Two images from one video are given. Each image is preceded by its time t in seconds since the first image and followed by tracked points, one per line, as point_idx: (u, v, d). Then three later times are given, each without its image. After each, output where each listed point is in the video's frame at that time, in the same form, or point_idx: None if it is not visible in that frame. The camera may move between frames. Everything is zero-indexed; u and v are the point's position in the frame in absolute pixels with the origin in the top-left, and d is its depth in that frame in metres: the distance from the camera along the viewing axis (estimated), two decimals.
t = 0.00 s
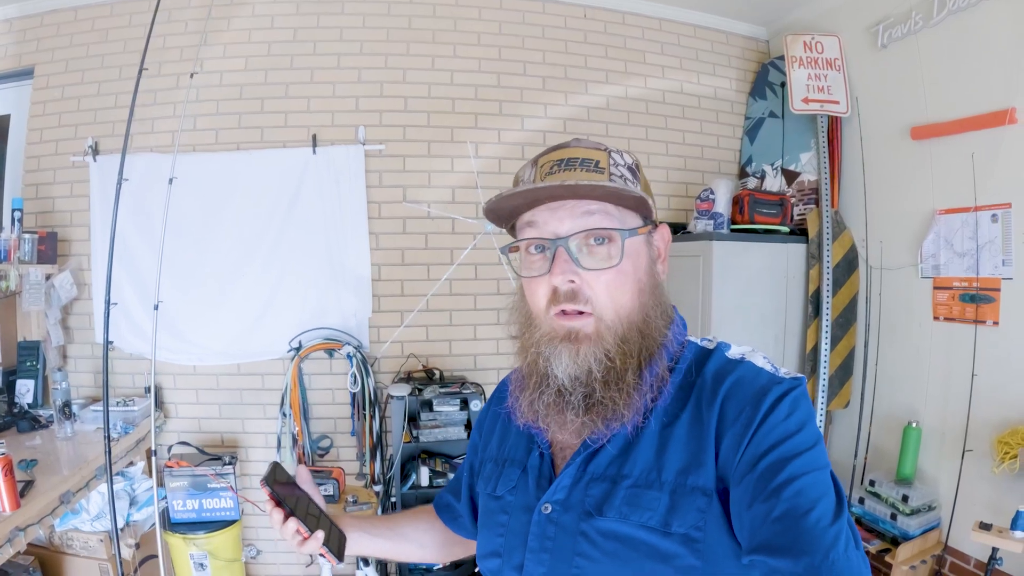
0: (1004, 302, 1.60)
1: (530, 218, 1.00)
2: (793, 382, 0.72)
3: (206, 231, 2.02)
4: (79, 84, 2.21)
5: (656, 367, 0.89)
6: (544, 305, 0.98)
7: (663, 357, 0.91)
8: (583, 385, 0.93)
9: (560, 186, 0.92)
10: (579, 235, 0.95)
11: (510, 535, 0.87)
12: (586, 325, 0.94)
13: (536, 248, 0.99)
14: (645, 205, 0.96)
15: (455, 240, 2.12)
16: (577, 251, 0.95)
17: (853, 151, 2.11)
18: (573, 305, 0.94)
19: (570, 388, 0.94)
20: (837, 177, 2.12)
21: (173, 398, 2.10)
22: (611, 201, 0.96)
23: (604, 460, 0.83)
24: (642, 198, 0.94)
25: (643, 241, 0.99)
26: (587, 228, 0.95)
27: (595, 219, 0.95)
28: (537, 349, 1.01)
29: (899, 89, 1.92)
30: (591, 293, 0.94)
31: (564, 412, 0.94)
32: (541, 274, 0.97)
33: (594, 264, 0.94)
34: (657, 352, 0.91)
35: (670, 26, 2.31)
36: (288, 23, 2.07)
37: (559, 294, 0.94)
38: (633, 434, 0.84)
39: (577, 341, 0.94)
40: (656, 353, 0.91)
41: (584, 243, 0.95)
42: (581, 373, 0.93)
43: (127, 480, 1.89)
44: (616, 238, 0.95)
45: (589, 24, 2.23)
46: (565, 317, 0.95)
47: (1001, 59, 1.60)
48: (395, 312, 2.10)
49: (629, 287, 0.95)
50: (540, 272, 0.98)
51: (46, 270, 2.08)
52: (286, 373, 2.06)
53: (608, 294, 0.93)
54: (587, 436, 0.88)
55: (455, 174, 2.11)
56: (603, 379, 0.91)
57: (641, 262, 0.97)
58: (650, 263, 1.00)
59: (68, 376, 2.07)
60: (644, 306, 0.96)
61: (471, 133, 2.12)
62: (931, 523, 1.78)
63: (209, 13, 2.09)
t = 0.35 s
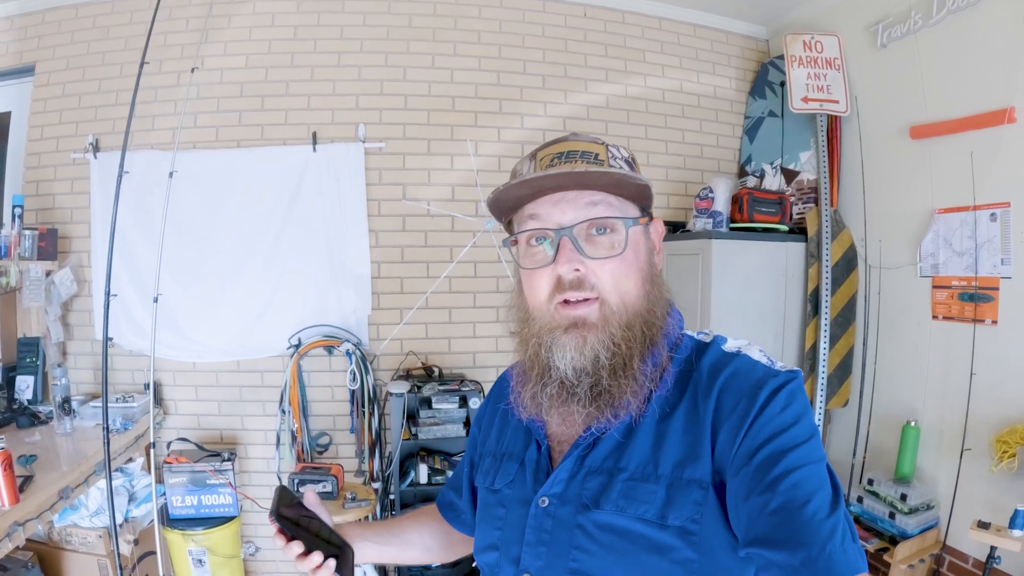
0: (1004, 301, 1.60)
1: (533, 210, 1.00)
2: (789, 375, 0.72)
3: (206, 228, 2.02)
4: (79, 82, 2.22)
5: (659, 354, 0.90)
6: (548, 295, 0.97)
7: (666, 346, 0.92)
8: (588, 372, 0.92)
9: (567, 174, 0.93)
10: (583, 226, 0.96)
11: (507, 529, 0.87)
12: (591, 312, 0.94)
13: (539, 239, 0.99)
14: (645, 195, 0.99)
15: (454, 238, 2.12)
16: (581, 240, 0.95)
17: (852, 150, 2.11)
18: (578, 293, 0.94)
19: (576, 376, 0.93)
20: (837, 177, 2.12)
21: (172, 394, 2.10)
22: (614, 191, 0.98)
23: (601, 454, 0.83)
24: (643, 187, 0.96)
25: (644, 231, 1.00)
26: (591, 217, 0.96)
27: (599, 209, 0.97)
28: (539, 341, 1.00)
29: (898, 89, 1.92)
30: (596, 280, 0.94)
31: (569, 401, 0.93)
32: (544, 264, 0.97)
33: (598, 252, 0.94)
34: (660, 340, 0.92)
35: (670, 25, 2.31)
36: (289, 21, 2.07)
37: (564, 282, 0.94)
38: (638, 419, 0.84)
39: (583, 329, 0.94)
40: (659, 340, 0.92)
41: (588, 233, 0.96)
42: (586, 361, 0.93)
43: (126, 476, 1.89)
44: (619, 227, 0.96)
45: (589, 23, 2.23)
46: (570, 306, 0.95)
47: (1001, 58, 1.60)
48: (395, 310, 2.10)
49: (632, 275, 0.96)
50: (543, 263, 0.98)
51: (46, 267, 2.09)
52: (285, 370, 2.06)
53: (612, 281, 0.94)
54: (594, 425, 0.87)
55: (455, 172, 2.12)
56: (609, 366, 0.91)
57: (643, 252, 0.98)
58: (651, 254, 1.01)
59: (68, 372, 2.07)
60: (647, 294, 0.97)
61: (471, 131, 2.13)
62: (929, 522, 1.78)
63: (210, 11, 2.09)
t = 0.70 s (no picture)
0: (1004, 304, 1.60)
1: (526, 218, 0.99)
2: (782, 379, 0.72)
3: (204, 227, 2.02)
4: (79, 80, 2.21)
5: (652, 361, 0.89)
6: (540, 302, 0.96)
7: (658, 351, 0.91)
8: (580, 380, 0.92)
9: (560, 184, 0.93)
10: (576, 234, 0.95)
11: (501, 531, 0.86)
12: (584, 319, 0.93)
13: (531, 247, 0.98)
14: (638, 204, 0.98)
15: (454, 238, 2.12)
16: (574, 248, 0.94)
17: (853, 152, 2.11)
18: (570, 301, 0.93)
19: (568, 384, 0.93)
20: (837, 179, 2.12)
21: (170, 394, 2.09)
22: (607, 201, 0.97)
23: (594, 457, 0.82)
24: (636, 197, 0.96)
25: (637, 238, 0.99)
26: (583, 226, 0.95)
27: (592, 218, 0.95)
28: (533, 347, 0.99)
29: (899, 91, 1.92)
30: (589, 288, 0.93)
31: (561, 409, 0.93)
32: (537, 272, 0.96)
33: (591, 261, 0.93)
34: (653, 346, 0.91)
35: (670, 26, 2.31)
36: (289, 20, 2.07)
37: (556, 291, 0.93)
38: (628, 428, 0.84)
39: (576, 337, 0.93)
40: (651, 347, 0.91)
41: (580, 241, 0.95)
42: (578, 368, 0.92)
43: (124, 475, 1.88)
44: (612, 235, 0.95)
45: (590, 23, 2.23)
46: (562, 313, 0.94)
47: (1002, 60, 1.59)
48: (394, 310, 2.10)
49: (624, 283, 0.95)
50: (535, 270, 0.97)
51: (44, 265, 2.08)
52: (283, 370, 2.06)
53: (604, 289, 0.93)
54: (585, 432, 0.87)
55: (454, 172, 2.11)
56: (601, 374, 0.90)
57: (636, 259, 0.97)
58: (644, 261, 1.00)
59: (65, 371, 2.06)
60: (639, 302, 0.96)
61: (470, 131, 2.12)
62: (927, 525, 1.77)
63: (210, 10, 2.08)
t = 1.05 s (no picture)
0: (1005, 309, 1.59)
1: (525, 225, 0.98)
2: (778, 383, 0.72)
3: (204, 227, 2.01)
4: (78, 79, 2.20)
5: (650, 367, 0.89)
6: (540, 310, 0.95)
7: (657, 356, 0.91)
8: (580, 389, 0.91)
9: (560, 190, 0.92)
10: (574, 241, 0.94)
11: (499, 539, 0.86)
12: (584, 328, 0.92)
13: (529, 255, 0.97)
14: (637, 209, 0.99)
15: (454, 240, 2.11)
16: (573, 255, 0.94)
17: (854, 155, 2.11)
18: (571, 309, 0.92)
19: (568, 393, 0.92)
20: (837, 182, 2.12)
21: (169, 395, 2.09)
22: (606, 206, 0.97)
23: (592, 464, 0.82)
24: (635, 202, 0.97)
25: (635, 244, 0.99)
26: (582, 232, 0.95)
27: (592, 224, 0.95)
28: (532, 356, 0.98)
29: (901, 95, 1.91)
30: (589, 296, 0.92)
31: (561, 417, 0.92)
32: (536, 280, 0.95)
33: (591, 268, 0.93)
34: (651, 353, 0.92)
35: (672, 28, 2.30)
36: (290, 21, 2.06)
37: (557, 298, 0.93)
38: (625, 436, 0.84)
39: (576, 345, 0.92)
40: (649, 353, 0.91)
41: (580, 248, 0.94)
42: (579, 377, 0.91)
43: (122, 477, 1.87)
44: (611, 242, 0.94)
45: (592, 25, 2.22)
46: (562, 321, 0.93)
47: (1005, 65, 1.59)
48: (394, 312, 2.09)
49: (623, 289, 0.94)
50: (534, 278, 0.96)
51: (43, 265, 2.07)
52: (282, 372, 2.05)
53: (604, 297, 0.92)
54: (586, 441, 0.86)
55: (455, 174, 2.11)
56: (601, 382, 0.90)
57: (634, 265, 0.98)
58: (641, 268, 1.00)
59: (64, 372, 2.05)
60: (637, 308, 0.96)
61: (471, 133, 2.12)
62: (928, 529, 1.77)
63: (211, 10, 2.08)
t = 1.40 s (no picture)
0: (1004, 314, 1.60)
1: (530, 226, 0.98)
2: (776, 387, 0.72)
3: (205, 230, 2.01)
4: (80, 81, 2.20)
5: (651, 374, 0.90)
6: (542, 312, 0.96)
7: (656, 363, 0.92)
8: (579, 395, 0.91)
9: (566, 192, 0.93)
10: (579, 243, 0.95)
11: (498, 546, 0.86)
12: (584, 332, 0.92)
13: (533, 256, 0.98)
14: (641, 214, 1.00)
15: (456, 244, 2.12)
16: (577, 258, 0.95)
17: (854, 160, 2.11)
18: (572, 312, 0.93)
19: (568, 398, 0.92)
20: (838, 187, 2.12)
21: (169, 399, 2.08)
22: (612, 210, 0.98)
23: (590, 470, 0.82)
24: (641, 207, 0.97)
25: (637, 250, 1.00)
26: (587, 235, 0.95)
27: (597, 227, 0.95)
28: (533, 359, 0.99)
29: (902, 100, 1.92)
30: (591, 299, 0.93)
31: (560, 422, 0.92)
32: (538, 281, 0.96)
33: (593, 271, 0.93)
34: (651, 361, 0.92)
35: (673, 33, 2.31)
36: (292, 24, 2.06)
37: (559, 300, 0.93)
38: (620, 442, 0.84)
39: (576, 349, 0.93)
40: (648, 360, 0.92)
41: (584, 251, 0.95)
42: (579, 381, 0.91)
43: (122, 480, 1.88)
44: (615, 246, 0.95)
45: (593, 30, 2.23)
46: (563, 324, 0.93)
47: (1005, 72, 1.60)
48: (394, 316, 2.09)
49: (624, 295, 0.95)
50: (536, 279, 0.97)
51: (43, 267, 2.07)
52: (283, 375, 2.05)
53: (605, 301, 0.93)
54: (585, 446, 0.86)
55: (456, 178, 2.11)
56: (601, 389, 0.90)
57: (636, 272, 0.98)
58: (642, 275, 1.01)
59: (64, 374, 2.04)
60: (638, 315, 0.96)
61: (472, 137, 2.12)
62: (928, 534, 1.77)
63: (214, 13, 2.08)
